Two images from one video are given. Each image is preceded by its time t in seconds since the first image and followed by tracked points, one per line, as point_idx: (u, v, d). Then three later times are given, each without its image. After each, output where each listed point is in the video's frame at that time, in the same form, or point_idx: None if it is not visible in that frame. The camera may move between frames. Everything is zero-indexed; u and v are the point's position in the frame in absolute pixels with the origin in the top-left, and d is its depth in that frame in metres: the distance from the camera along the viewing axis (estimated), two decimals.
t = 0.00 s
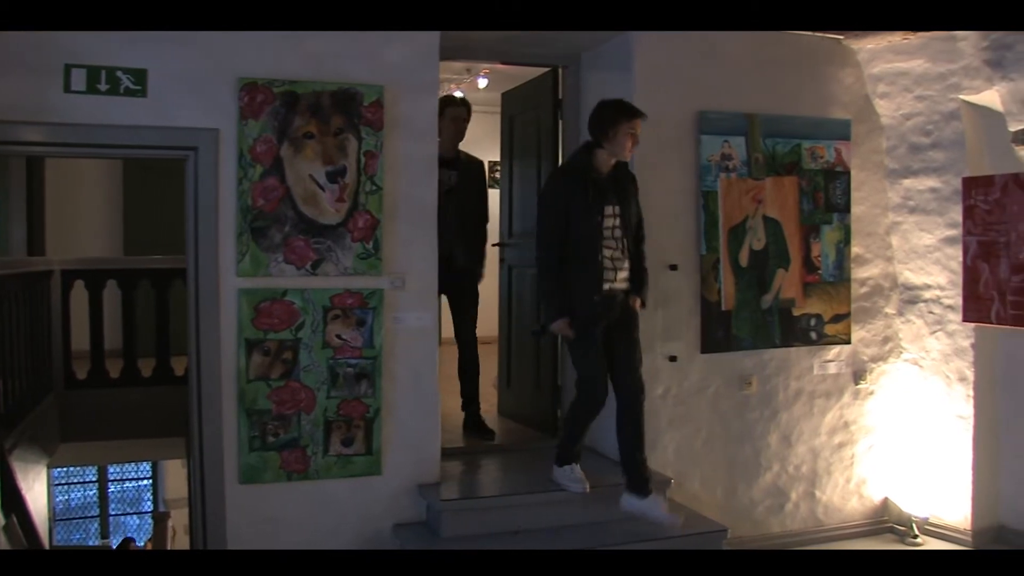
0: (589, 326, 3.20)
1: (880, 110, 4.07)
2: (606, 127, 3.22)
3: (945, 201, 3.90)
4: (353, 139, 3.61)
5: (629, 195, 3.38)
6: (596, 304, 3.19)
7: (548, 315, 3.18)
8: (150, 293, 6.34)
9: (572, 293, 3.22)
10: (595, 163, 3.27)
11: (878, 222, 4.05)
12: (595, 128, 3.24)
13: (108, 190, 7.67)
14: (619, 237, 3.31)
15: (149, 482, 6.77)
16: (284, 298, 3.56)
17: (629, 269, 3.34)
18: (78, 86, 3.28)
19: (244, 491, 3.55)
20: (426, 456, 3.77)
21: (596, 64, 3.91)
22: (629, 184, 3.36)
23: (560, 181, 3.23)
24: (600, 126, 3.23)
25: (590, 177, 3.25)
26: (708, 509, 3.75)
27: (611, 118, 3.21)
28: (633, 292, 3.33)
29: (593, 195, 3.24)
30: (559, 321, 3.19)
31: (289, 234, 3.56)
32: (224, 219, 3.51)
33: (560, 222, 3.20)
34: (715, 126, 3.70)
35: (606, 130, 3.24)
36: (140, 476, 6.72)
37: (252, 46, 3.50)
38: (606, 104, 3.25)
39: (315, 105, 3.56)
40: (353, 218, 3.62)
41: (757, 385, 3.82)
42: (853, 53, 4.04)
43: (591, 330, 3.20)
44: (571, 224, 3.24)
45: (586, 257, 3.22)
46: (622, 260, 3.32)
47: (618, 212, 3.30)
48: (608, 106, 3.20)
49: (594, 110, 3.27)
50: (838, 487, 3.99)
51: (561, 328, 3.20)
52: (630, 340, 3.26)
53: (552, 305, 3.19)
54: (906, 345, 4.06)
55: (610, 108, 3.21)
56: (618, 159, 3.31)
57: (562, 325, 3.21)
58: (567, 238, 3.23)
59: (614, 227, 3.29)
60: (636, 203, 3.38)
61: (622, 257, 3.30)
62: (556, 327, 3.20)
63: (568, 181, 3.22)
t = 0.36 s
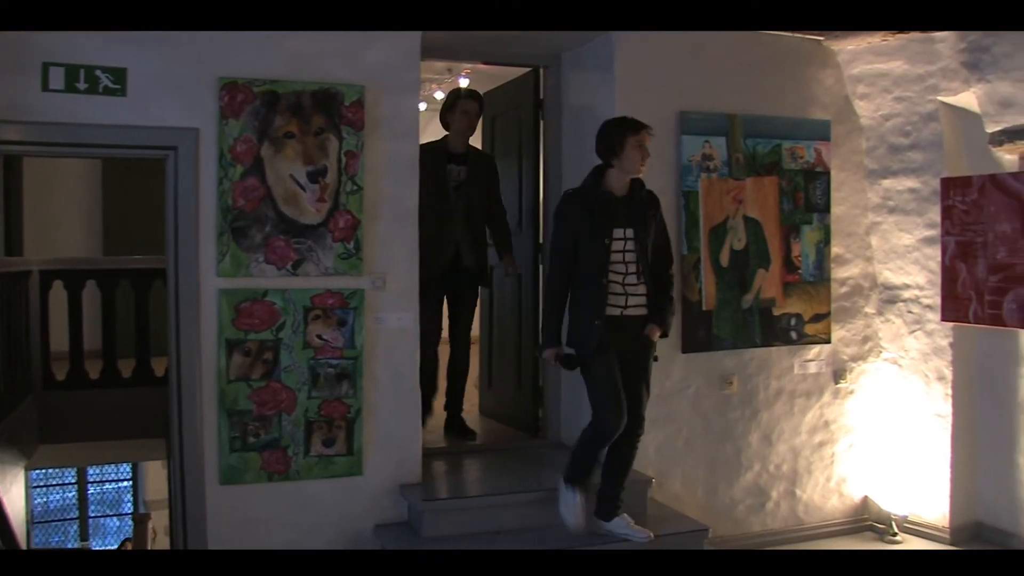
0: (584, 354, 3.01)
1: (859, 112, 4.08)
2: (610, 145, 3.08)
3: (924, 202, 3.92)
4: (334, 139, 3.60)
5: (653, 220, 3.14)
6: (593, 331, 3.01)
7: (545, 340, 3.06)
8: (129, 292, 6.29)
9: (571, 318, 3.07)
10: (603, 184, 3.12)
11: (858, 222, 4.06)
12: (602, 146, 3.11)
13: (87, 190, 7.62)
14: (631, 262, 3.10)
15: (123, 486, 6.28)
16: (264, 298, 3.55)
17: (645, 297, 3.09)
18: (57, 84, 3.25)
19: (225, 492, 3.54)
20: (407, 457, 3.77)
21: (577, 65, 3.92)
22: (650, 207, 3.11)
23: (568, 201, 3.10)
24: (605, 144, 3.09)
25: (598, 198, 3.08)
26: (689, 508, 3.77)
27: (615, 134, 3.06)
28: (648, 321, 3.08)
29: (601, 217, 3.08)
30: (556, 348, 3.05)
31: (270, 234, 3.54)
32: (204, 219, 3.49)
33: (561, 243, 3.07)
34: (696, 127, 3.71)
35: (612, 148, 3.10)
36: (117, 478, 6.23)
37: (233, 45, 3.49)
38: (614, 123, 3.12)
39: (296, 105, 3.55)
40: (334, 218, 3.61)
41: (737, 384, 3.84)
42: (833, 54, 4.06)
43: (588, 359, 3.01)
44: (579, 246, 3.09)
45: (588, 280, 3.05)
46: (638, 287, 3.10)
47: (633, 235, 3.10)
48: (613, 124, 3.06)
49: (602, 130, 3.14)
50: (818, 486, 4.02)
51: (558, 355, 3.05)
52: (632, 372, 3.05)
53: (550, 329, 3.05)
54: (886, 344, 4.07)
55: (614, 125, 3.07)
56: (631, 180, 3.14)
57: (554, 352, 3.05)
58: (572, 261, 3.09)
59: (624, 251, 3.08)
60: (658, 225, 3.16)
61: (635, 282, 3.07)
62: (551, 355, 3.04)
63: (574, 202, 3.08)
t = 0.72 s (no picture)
0: (585, 379, 2.83)
1: (835, 112, 4.12)
2: (605, 160, 2.89)
3: (898, 202, 3.95)
4: (309, 139, 3.59)
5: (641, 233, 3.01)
6: (593, 357, 2.84)
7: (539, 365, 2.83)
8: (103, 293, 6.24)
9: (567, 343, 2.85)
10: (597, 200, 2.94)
11: (833, 223, 4.12)
12: (594, 159, 2.91)
13: (61, 190, 7.56)
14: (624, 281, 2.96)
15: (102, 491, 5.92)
16: (240, 298, 3.53)
17: (636, 315, 2.98)
18: (29, 83, 3.21)
19: (201, 493, 3.52)
20: (384, 457, 3.77)
21: (554, 65, 3.92)
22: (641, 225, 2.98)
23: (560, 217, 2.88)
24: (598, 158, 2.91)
25: (595, 214, 2.89)
26: (665, 507, 3.77)
27: (607, 147, 2.89)
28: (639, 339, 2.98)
29: (599, 236, 2.89)
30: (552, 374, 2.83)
31: (246, 234, 3.52)
32: (179, 218, 3.47)
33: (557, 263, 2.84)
34: (672, 127, 3.72)
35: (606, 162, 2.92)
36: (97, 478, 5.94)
37: (208, 44, 3.46)
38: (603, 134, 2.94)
39: (271, 105, 3.53)
40: (310, 218, 3.60)
41: (713, 383, 3.85)
42: (808, 56, 4.09)
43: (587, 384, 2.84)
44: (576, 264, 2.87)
45: (587, 302, 2.86)
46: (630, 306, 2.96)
47: (628, 254, 2.95)
48: (603, 136, 2.89)
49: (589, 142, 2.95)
50: (794, 485, 4.04)
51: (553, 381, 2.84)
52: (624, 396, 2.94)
53: (544, 355, 2.83)
54: (861, 344, 4.11)
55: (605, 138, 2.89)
56: (624, 193, 2.98)
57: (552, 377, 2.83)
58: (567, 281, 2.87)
59: (619, 270, 2.93)
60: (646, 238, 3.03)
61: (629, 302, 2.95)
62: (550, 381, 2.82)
63: (572, 220, 2.86)
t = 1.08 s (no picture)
0: (592, 413, 2.70)
1: (809, 113, 4.14)
2: (589, 178, 2.79)
3: (872, 202, 3.98)
4: (285, 139, 3.58)
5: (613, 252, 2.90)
6: (596, 389, 2.71)
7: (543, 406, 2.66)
8: (77, 293, 6.19)
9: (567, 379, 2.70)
10: (580, 220, 2.81)
11: (808, 223, 4.15)
12: (575, 179, 2.80)
13: (35, 189, 7.50)
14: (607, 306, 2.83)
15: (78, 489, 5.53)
16: (215, 298, 3.51)
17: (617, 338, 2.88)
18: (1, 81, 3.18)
19: (176, 495, 3.49)
20: (359, 458, 3.76)
21: (530, 66, 3.93)
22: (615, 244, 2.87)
23: (542, 246, 2.68)
24: (579, 178, 2.80)
25: (579, 237, 2.73)
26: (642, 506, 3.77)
27: (591, 165, 2.81)
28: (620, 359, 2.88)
29: (585, 262, 2.74)
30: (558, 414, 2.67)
31: (221, 234, 3.51)
32: (153, 218, 3.44)
33: (550, 297, 2.66)
34: (648, 127, 3.73)
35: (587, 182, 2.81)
36: (69, 482, 5.55)
37: (182, 43, 3.44)
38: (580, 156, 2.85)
39: (247, 105, 3.52)
40: (285, 218, 3.59)
41: (689, 383, 3.86)
42: (783, 56, 4.12)
43: (594, 416, 2.72)
44: (566, 295, 2.70)
45: (580, 334, 2.70)
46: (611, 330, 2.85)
47: (610, 275, 2.83)
48: (584, 155, 2.81)
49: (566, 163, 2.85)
50: (769, 483, 4.06)
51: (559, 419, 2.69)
52: (624, 417, 2.88)
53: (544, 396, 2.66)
54: (835, 343, 4.13)
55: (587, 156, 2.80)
56: (602, 215, 2.88)
57: (558, 416, 2.68)
58: (559, 316, 2.69)
59: (606, 296, 2.80)
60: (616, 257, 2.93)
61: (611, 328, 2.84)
62: (557, 420, 2.67)
63: (559, 249, 2.68)
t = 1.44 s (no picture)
0: (590, 424, 2.66)
1: (788, 113, 4.15)
2: (594, 185, 2.66)
3: (850, 202, 4.04)
4: (264, 138, 3.57)
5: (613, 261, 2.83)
6: (593, 400, 2.67)
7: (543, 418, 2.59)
8: (53, 293, 6.14)
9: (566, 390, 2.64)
10: (580, 228, 2.69)
11: (786, 223, 4.14)
12: (579, 184, 2.66)
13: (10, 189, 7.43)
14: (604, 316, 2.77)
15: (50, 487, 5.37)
16: (194, 299, 3.49)
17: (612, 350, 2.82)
18: None
19: (154, 496, 3.47)
20: (338, 458, 3.75)
21: (509, 66, 3.94)
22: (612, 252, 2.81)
23: (542, 255, 2.60)
24: (582, 184, 2.66)
25: (577, 245, 2.67)
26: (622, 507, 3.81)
27: (595, 171, 2.67)
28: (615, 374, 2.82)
29: (582, 268, 2.67)
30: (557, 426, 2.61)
31: (199, 234, 3.49)
32: (130, 218, 3.42)
33: (552, 307, 2.58)
34: (626, 127, 3.74)
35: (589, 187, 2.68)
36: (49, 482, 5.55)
37: (160, 41, 3.42)
38: (580, 158, 2.70)
39: (225, 104, 3.50)
40: (263, 218, 3.58)
41: (668, 383, 3.88)
42: (762, 57, 4.12)
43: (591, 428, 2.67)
44: (565, 305, 2.63)
45: (578, 343, 2.65)
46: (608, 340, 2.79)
47: (607, 284, 2.77)
48: (588, 160, 2.65)
49: (566, 166, 2.69)
50: (748, 483, 4.05)
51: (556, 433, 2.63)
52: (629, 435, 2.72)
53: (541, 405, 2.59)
54: (814, 342, 4.16)
55: (590, 159, 2.66)
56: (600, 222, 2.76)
57: (558, 428, 2.61)
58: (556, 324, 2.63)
59: (603, 304, 2.76)
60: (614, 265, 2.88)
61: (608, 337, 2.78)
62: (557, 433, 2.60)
63: (559, 258, 2.60)
